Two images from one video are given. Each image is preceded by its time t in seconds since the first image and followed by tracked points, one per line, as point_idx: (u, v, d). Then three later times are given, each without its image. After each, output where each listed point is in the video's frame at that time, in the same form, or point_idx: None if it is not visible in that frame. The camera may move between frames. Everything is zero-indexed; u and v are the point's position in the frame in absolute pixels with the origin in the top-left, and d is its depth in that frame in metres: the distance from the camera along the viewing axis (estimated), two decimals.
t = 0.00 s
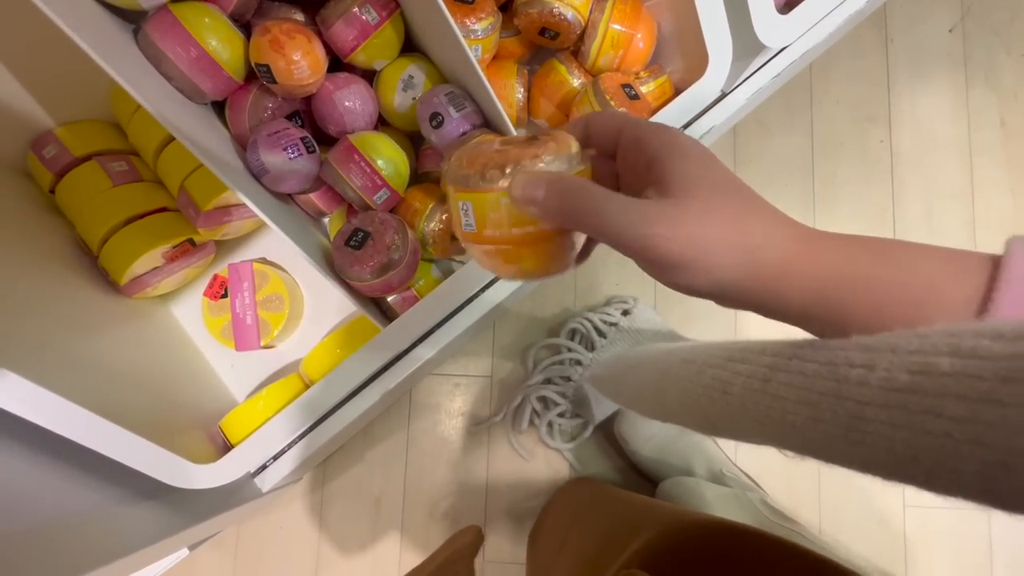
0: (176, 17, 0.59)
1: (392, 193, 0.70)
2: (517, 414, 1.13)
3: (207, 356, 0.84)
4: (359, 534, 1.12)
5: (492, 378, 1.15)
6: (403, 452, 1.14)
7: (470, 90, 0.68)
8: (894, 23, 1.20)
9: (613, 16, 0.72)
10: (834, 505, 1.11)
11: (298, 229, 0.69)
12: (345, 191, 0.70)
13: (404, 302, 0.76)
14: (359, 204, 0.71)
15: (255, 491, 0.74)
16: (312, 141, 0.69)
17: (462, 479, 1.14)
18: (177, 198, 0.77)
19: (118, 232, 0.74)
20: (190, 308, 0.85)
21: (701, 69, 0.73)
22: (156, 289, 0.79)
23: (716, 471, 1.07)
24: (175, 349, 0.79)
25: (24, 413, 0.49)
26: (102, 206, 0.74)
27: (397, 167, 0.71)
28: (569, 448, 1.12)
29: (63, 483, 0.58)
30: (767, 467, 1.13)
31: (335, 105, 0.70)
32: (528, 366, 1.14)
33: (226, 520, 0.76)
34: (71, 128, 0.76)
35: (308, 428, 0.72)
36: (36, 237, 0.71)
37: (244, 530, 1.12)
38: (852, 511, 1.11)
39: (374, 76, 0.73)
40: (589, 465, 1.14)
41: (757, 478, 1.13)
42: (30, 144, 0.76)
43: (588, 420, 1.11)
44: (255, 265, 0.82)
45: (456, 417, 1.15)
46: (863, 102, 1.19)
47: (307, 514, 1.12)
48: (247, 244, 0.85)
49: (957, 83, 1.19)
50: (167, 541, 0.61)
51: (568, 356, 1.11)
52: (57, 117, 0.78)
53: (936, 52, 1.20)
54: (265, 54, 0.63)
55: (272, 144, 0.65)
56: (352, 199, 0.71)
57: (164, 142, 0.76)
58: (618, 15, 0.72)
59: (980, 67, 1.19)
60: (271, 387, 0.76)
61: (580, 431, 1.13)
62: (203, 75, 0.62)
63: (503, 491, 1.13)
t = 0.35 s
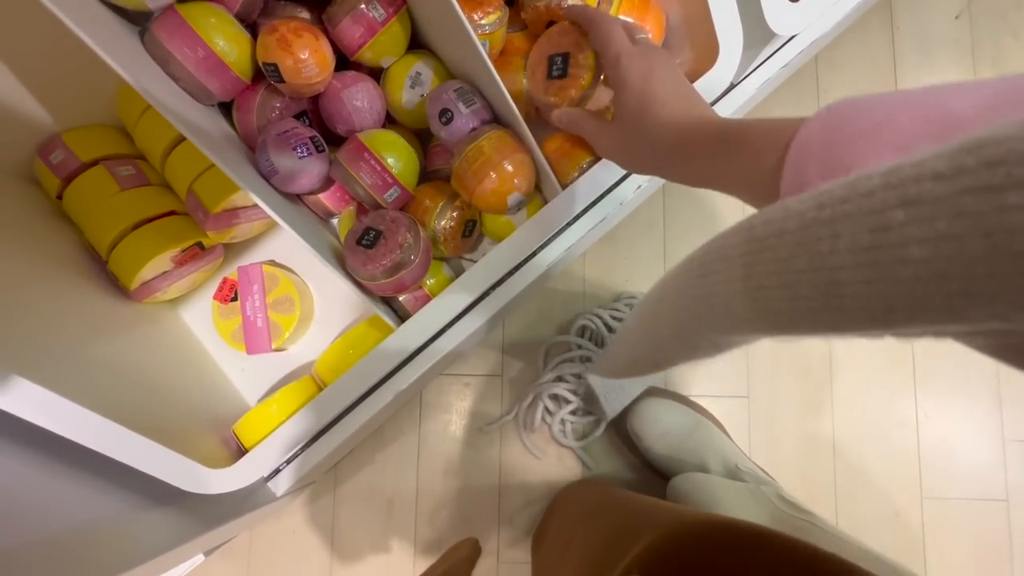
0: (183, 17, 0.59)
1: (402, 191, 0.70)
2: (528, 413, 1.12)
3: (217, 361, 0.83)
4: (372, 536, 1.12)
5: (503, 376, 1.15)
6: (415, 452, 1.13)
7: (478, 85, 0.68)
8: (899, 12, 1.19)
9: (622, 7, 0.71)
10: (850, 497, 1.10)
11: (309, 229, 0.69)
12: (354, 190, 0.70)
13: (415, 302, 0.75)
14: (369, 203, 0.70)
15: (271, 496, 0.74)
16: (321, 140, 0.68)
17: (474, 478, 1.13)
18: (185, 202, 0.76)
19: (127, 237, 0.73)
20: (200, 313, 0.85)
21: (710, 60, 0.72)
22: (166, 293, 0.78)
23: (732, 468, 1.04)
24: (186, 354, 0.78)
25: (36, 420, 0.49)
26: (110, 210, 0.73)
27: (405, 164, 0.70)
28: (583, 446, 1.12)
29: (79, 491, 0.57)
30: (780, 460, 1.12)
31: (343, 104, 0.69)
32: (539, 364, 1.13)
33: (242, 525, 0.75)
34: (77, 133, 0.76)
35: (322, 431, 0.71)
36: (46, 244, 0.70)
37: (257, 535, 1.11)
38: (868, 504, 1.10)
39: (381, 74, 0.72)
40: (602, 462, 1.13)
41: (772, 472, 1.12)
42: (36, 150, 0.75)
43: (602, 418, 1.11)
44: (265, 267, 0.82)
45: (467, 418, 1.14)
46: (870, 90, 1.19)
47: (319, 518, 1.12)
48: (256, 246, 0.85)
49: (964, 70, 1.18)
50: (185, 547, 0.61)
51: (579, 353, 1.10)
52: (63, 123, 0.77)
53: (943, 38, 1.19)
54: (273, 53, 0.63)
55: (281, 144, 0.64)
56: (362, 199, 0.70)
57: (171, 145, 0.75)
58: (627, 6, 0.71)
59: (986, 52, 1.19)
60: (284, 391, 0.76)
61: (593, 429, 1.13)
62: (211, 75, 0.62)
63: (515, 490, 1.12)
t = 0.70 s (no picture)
0: (187, 62, 0.62)
1: (403, 213, 0.72)
2: (538, 420, 1.14)
3: (232, 386, 0.86)
4: (391, 549, 1.13)
5: (511, 386, 1.16)
6: (429, 465, 1.15)
7: (470, 108, 0.70)
8: (882, 7, 1.21)
9: (604, 25, 0.73)
10: (862, 490, 1.11)
11: (315, 255, 0.71)
12: (356, 215, 0.72)
13: (421, 320, 0.77)
14: (371, 227, 0.73)
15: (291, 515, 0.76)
16: (322, 169, 0.71)
17: (488, 488, 1.14)
18: (195, 235, 0.79)
19: (142, 271, 0.76)
20: (214, 340, 0.87)
21: (694, 70, 0.74)
22: (180, 323, 0.81)
23: (742, 464, 1.05)
24: (203, 380, 0.81)
25: (61, 451, 0.52)
26: (124, 247, 0.76)
27: (403, 186, 0.72)
28: (593, 451, 1.13)
29: (110, 520, 0.59)
30: (789, 455, 1.12)
31: (342, 133, 0.72)
32: (545, 372, 1.15)
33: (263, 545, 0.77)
34: (90, 175, 0.79)
35: (336, 449, 0.73)
36: (64, 283, 0.73)
37: (277, 553, 1.13)
38: (881, 495, 1.11)
39: (377, 101, 0.75)
40: (613, 466, 1.14)
41: (782, 467, 1.13)
42: (52, 192, 0.78)
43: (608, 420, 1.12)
44: (274, 292, 0.85)
45: (478, 428, 1.16)
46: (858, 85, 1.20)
47: (337, 534, 1.13)
48: (264, 273, 0.88)
49: (950, 60, 1.20)
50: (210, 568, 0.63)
51: (580, 359, 1.12)
52: (75, 165, 0.81)
53: (927, 30, 1.21)
54: (272, 90, 0.66)
55: (285, 175, 0.67)
56: (364, 223, 0.73)
57: (180, 181, 0.78)
58: (610, 23, 0.74)
59: (971, 41, 1.20)
60: (298, 412, 0.78)
61: (602, 433, 1.14)
62: (215, 113, 0.65)
63: (529, 497, 1.14)
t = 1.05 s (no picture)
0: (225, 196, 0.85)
1: (392, 284, 0.94)
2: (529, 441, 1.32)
3: (269, 436, 1.05)
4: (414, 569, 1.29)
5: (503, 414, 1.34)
6: (439, 491, 1.32)
7: (433, 200, 0.92)
8: (780, 62, 1.45)
9: (531, 124, 0.96)
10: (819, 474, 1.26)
11: (327, 325, 0.92)
12: (356, 290, 0.94)
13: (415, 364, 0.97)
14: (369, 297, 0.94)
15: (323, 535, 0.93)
16: (327, 258, 0.92)
17: (494, 507, 1.31)
18: (234, 317, 1.01)
19: (195, 350, 0.97)
20: (252, 400, 1.08)
21: (602, 150, 0.96)
22: (226, 389, 1.01)
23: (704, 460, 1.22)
24: (246, 433, 1.01)
25: (160, 492, 0.72)
26: (181, 333, 0.98)
27: (390, 263, 0.94)
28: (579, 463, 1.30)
29: (189, 544, 0.77)
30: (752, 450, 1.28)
31: (341, 229, 0.94)
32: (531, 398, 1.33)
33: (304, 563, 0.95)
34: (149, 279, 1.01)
35: (354, 476, 0.92)
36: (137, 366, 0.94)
37: None
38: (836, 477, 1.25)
39: (365, 200, 0.98)
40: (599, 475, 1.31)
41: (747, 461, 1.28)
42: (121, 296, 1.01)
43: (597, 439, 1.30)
44: (298, 356, 1.06)
45: (478, 454, 1.33)
46: (769, 126, 1.43)
47: (367, 561, 1.30)
48: (289, 341, 1.09)
49: (843, 98, 1.43)
50: None
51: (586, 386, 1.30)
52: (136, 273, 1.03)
53: (820, 77, 1.45)
54: (287, 206, 0.89)
55: (301, 268, 0.89)
56: (363, 295, 0.94)
57: (220, 277, 1.01)
58: (535, 123, 0.96)
59: (858, 82, 1.44)
60: (323, 451, 0.97)
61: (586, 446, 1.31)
62: (247, 229, 0.88)
63: (529, 511, 1.30)
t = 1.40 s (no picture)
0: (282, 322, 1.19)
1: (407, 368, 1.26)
2: (535, 482, 1.57)
3: (324, 499, 1.33)
4: None
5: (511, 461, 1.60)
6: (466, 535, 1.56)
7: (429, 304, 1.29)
8: (697, 143, 1.81)
9: (494, 237, 1.29)
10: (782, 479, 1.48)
11: (362, 405, 1.22)
12: (380, 376, 1.25)
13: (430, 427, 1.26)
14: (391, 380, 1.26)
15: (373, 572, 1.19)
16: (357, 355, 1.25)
17: (513, 542, 1.53)
18: (291, 407, 1.31)
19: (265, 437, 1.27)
20: (309, 472, 1.36)
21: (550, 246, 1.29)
22: (288, 465, 1.31)
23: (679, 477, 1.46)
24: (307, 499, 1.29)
25: (257, 544, 0.99)
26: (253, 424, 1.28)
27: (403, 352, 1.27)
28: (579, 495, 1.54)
29: None
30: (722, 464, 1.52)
31: (365, 332, 1.27)
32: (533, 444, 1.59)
33: None
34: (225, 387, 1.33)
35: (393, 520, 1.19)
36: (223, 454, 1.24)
37: None
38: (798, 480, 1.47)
39: (380, 308, 1.31)
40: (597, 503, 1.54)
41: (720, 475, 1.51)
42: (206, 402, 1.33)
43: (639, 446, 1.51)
44: (342, 432, 1.34)
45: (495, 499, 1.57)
46: (696, 194, 1.76)
47: None
48: (333, 421, 1.39)
49: (752, 164, 1.77)
50: None
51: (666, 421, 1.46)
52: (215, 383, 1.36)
53: (731, 150, 1.79)
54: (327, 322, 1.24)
55: (339, 365, 1.20)
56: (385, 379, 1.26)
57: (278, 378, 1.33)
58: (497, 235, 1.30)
59: (762, 150, 1.78)
60: (368, 505, 1.25)
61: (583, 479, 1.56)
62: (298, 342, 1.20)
63: (544, 542, 1.52)
